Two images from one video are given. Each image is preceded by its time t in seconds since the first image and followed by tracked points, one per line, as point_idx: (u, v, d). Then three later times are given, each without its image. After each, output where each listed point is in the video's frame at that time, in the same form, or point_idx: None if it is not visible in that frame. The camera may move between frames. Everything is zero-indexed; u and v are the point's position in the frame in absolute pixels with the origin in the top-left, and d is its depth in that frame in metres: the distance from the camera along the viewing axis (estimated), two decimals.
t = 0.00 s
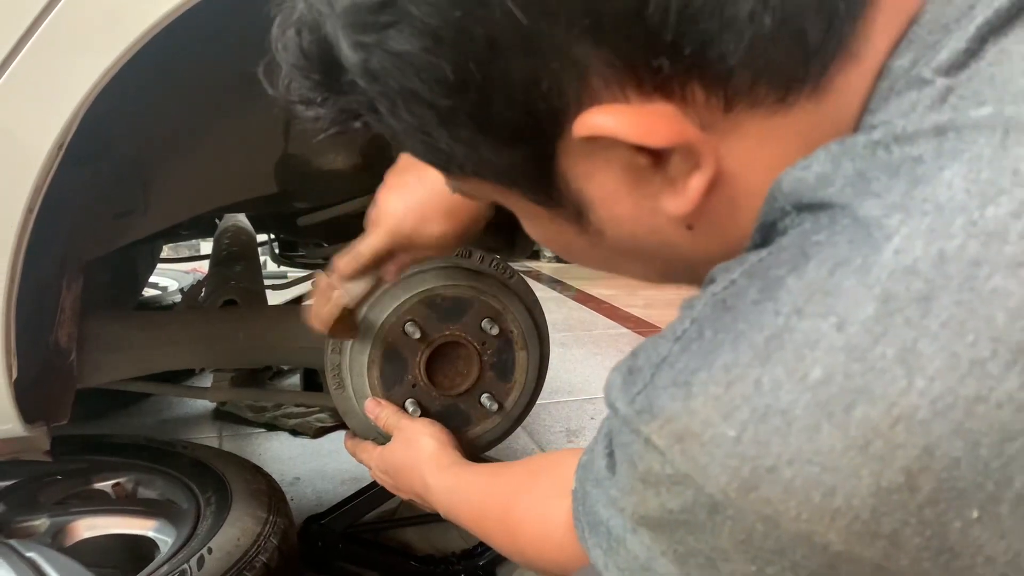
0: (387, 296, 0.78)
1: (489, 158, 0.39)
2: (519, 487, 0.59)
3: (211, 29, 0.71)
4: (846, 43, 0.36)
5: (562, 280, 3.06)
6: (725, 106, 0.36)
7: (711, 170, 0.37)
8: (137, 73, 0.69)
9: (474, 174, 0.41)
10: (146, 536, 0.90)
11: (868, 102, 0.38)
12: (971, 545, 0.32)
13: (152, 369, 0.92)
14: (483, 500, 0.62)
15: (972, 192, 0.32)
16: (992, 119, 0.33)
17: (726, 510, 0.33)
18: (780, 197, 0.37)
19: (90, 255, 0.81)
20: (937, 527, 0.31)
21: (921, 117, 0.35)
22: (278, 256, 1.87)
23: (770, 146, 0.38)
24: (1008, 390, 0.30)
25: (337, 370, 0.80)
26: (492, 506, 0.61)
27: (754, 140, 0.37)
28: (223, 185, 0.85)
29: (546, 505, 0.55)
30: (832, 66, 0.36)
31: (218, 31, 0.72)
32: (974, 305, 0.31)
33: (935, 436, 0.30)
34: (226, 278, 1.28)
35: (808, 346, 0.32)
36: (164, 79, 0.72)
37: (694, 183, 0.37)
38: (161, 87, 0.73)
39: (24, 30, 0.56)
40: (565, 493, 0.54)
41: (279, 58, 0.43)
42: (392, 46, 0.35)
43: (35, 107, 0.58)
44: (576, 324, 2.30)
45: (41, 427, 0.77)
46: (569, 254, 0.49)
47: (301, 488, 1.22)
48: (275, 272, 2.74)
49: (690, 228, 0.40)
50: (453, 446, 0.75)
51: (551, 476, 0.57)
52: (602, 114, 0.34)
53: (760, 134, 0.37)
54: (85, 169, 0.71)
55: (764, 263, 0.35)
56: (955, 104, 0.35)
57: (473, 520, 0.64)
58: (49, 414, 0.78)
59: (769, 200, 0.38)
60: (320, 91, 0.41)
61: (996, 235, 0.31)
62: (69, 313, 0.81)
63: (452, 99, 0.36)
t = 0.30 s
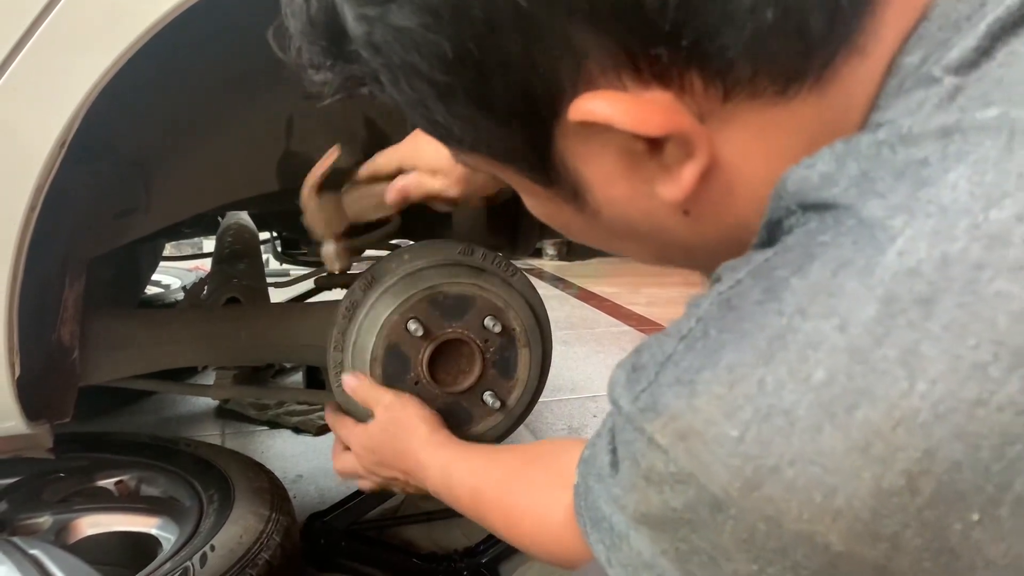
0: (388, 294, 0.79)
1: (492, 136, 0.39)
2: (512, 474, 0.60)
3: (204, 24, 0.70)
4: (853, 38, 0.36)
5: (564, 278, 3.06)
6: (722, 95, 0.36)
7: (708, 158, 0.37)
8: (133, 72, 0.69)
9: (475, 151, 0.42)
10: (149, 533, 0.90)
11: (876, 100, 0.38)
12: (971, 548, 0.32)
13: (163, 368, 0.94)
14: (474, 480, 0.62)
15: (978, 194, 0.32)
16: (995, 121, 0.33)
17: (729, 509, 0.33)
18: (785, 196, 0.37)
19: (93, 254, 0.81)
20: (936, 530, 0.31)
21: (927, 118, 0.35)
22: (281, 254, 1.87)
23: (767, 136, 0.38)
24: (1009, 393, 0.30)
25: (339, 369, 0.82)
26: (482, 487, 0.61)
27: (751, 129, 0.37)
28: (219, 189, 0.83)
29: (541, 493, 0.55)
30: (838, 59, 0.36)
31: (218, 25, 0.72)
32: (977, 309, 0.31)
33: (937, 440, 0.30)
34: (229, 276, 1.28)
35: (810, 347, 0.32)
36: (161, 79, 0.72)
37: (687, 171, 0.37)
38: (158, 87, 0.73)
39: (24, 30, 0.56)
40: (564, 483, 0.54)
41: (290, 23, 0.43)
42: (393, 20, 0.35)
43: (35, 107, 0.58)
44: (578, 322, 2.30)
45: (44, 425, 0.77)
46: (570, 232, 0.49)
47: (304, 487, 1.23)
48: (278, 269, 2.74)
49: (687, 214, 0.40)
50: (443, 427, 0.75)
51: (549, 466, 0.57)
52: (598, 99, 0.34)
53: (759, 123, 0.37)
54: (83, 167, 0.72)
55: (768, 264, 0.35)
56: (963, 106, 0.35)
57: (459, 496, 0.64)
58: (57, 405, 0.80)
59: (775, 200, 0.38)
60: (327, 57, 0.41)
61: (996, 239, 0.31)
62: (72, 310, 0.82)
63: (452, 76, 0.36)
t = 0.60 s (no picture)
0: (389, 292, 0.80)
1: (490, 107, 0.40)
2: (513, 463, 0.59)
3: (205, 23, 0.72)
4: (836, 25, 0.36)
5: (565, 276, 3.07)
6: (713, 76, 0.36)
7: (698, 136, 0.37)
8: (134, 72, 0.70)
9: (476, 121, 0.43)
10: (151, 531, 0.91)
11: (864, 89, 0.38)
12: (935, 517, 0.32)
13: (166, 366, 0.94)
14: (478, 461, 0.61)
15: (943, 180, 0.32)
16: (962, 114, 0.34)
17: (707, 481, 0.33)
18: (770, 184, 0.37)
19: (97, 250, 0.82)
20: (900, 497, 0.32)
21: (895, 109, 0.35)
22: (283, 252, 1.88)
23: (758, 116, 0.38)
24: (968, 368, 0.31)
25: (339, 367, 0.83)
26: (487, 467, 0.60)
27: (743, 109, 0.37)
28: (228, 183, 0.85)
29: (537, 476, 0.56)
30: (823, 45, 0.36)
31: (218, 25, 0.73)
32: (939, 288, 0.31)
33: (899, 413, 0.31)
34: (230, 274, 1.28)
35: (783, 325, 0.32)
36: (156, 79, 0.73)
37: (675, 147, 0.37)
38: (153, 87, 0.74)
39: (24, 29, 0.57)
40: (563, 475, 0.55)
41: None
42: None
43: (34, 106, 0.59)
44: (580, 320, 2.31)
45: (45, 423, 0.77)
46: (571, 207, 0.49)
47: (305, 485, 1.23)
48: (280, 269, 2.75)
49: (679, 190, 0.40)
50: (448, 405, 0.74)
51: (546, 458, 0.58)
52: (590, 75, 0.35)
53: (750, 104, 0.37)
54: (81, 168, 0.72)
55: (753, 251, 0.36)
56: (937, 96, 0.35)
57: (458, 472, 0.63)
58: (57, 407, 0.79)
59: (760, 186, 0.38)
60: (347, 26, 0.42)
61: (960, 223, 0.31)
62: (72, 309, 0.82)
63: (453, 46, 0.37)
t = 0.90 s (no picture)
0: (389, 291, 0.80)
1: (524, 79, 0.40)
2: (520, 458, 0.59)
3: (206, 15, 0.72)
4: (870, 5, 0.36)
5: (565, 275, 3.07)
6: (747, 52, 0.36)
7: (729, 111, 0.37)
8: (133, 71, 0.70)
9: (507, 92, 0.43)
10: (152, 530, 0.91)
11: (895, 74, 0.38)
12: (962, 495, 0.33)
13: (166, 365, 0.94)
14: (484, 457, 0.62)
15: (976, 164, 0.32)
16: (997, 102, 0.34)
17: (734, 462, 0.33)
18: (798, 166, 0.37)
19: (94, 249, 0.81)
20: (930, 479, 0.32)
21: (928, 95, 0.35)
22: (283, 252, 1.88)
23: (792, 94, 0.38)
24: (1000, 348, 0.31)
25: (340, 367, 0.84)
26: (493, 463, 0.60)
27: (775, 88, 0.37)
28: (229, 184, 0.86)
29: (546, 472, 0.56)
30: (857, 27, 0.36)
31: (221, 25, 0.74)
32: (971, 269, 0.31)
33: (931, 392, 0.31)
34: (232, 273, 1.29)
35: (814, 306, 0.32)
36: (152, 75, 0.73)
37: (707, 121, 0.37)
38: (150, 85, 0.73)
39: (25, 28, 0.56)
40: (568, 469, 0.55)
41: None
42: None
43: (35, 107, 0.58)
44: (580, 319, 2.32)
45: (47, 423, 0.76)
46: (594, 181, 0.49)
47: (307, 484, 1.23)
48: (279, 268, 2.75)
49: (706, 165, 0.40)
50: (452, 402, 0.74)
51: (551, 462, 0.57)
52: (626, 44, 0.35)
53: (783, 83, 0.37)
54: (86, 166, 0.71)
55: (778, 234, 0.35)
56: (971, 82, 0.35)
57: (463, 467, 0.64)
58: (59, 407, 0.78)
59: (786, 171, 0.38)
60: None
61: (992, 205, 0.32)
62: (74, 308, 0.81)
63: (491, 14, 0.38)
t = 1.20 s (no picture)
0: (389, 292, 0.80)
1: (550, 48, 0.40)
2: (529, 457, 0.58)
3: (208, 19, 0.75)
4: None
5: (564, 276, 3.07)
6: (774, 20, 0.36)
7: (756, 79, 0.37)
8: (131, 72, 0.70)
9: (533, 59, 0.43)
10: (152, 530, 0.91)
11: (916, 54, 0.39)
12: (975, 466, 0.32)
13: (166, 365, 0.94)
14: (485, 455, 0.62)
15: (998, 141, 0.33)
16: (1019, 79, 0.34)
17: (751, 434, 0.33)
18: (818, 147, 0.37)
19: (94, 251, 0.80)
20: (944, 449, 0.32)
21: (953, 75, 0.35)
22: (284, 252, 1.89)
23: (819, 66, 0.37)
24: (1017, 319, 0.31)
25: (342, 367, 0.84)
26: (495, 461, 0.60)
27: (802, 57, 0.37)
28: (229, 188, 0.86)
29: (548, 471, 0.56)
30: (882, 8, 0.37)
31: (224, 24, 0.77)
32: (989, 244, 0.32)
33: (948, 362, 0.31)
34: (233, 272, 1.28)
35: (833, 280, 0.33)
36: (148, 77, 0.74)
37: (733, 89, 0.37)
38: (148, 86, 0.74)
39: (25, 29, 0.56)
40: (570, 466, 0.55)
41: None
42: None
43: (35, 107, 0.58)
44: (580, 319, 2.32)
45: (48, 423, 0.76)
46: (614, 156, 0.49)
47: (308, 484, 1.24)
48: (279, 268, 2.76)
49: (729, 136, 0.40)
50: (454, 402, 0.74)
51: (551, 465, 0.56)
52: (655, 7, 0.34)
53: (809, 53, 0.37)
54: (87, 166, 0.71)
55: (795, 213, 0.36)
56: (993, 61, 0.35)
57: (465, 467, 0.63)
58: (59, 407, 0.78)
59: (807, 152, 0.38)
60: None
61: (1011, 180, 0.32)
62: (74, 309, 0.80)
63: None
